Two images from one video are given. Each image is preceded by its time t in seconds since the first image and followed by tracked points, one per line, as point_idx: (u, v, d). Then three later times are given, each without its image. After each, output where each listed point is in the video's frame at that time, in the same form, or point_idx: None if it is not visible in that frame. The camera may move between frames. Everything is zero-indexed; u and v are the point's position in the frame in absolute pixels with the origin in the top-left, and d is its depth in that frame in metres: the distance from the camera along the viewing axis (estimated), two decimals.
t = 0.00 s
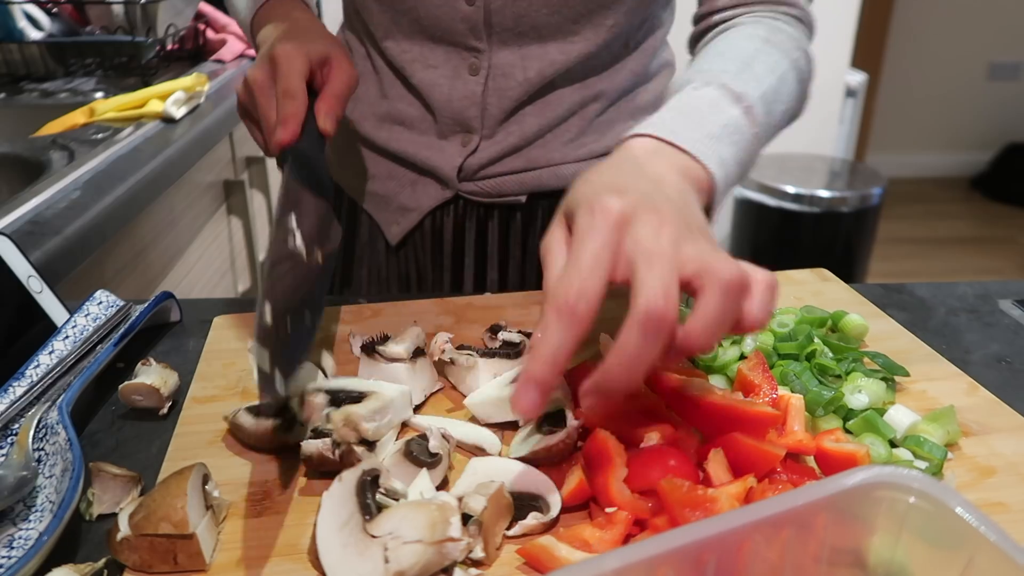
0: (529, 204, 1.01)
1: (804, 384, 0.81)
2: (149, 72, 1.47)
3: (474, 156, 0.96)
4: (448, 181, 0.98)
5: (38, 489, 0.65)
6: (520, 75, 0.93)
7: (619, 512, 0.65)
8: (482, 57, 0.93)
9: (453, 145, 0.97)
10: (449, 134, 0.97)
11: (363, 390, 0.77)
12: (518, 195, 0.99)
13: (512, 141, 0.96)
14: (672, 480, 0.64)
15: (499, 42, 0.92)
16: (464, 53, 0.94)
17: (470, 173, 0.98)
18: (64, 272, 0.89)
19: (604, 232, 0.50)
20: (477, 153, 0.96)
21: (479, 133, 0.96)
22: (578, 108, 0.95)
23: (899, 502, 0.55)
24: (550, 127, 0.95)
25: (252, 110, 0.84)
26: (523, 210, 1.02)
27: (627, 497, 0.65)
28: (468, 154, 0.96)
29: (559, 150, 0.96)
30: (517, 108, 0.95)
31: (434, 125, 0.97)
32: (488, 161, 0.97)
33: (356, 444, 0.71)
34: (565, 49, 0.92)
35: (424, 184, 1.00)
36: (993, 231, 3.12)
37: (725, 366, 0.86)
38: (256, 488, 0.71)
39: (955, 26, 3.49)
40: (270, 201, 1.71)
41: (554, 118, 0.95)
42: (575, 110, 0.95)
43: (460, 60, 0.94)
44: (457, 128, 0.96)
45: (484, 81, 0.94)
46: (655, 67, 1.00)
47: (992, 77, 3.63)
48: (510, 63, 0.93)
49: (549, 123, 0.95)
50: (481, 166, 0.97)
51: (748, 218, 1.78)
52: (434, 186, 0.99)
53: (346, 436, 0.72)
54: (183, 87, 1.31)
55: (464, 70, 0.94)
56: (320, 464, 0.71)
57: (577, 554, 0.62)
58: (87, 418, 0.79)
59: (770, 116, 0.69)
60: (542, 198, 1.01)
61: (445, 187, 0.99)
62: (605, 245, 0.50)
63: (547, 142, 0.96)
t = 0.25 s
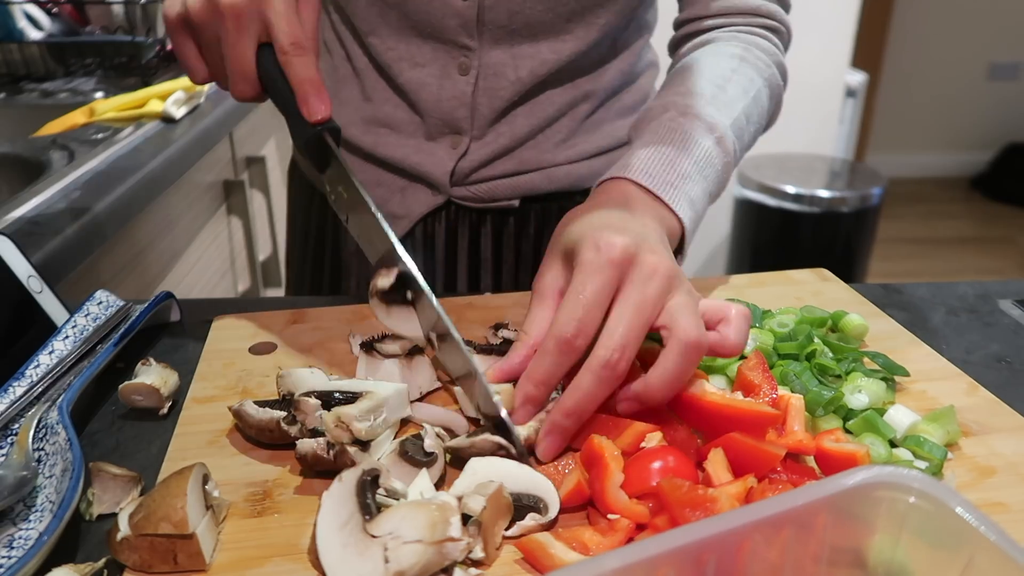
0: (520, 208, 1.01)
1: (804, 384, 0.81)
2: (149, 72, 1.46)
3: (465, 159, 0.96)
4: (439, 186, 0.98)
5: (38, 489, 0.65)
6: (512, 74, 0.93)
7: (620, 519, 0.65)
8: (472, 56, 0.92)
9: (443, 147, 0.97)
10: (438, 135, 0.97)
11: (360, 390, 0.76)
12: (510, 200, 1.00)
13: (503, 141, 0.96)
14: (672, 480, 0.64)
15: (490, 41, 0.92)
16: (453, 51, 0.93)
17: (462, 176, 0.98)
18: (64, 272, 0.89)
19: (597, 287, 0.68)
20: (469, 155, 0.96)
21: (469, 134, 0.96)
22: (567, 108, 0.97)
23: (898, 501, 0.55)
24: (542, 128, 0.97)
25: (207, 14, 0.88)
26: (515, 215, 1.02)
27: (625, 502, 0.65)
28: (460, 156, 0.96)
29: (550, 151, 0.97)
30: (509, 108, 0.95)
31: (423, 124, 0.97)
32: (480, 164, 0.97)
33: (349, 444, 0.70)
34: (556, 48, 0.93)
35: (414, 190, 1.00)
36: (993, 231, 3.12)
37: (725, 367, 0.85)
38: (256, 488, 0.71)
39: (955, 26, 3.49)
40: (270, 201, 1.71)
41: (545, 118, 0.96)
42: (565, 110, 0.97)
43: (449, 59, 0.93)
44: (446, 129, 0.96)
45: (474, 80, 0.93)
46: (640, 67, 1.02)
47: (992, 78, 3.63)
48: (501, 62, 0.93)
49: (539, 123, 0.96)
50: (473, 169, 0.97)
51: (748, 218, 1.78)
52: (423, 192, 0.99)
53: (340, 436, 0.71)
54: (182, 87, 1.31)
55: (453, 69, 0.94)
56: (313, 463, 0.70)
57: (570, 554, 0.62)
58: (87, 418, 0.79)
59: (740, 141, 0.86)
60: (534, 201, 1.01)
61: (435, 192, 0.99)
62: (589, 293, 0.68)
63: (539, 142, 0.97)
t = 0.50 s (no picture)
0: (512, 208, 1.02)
1: (804, 384, 0.81)
2: (149, 72, 1.45)
3: (457, 159, 0.96)
4: (432, 186, 0.98)
5: (38, 488, 0.65)
6: (500, 71, 0.92)
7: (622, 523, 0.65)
8: (460, 54, 0.92)
9: (433, 146, 0.97)
10: (429, 134, 0.97)
11: (357, 390, 0.76)
12: (501, 200, 1.00)
13: (494, 142, 0.96)
14: (673, 481, 0.65)
15: (477, 38, 0.91)
16: (441, 50, 0.93)
17: (453, 177, 0.98)
18: (64, 273, 0.89)
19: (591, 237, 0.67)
20: (459, 155, 0.96)
21: (459, 132, 0.96)
22: (559, 110, 0.96)
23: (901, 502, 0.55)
24: (533, 129, 0.96)
25: None
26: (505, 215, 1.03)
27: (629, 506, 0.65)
28: (450, 157, 0.96)
29: (542, 153, 0.97)
30: (498, 105, 0.95)
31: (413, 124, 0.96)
32: (472, 164, 0.97)
33: (345, 444, 0.71)
34: (544, 45, 0.92)
35: (405, 191, 1.00)
36: (993, 231, 3.12)
37: (725, 366, 0.86)
38: (256, 488, 0.71)
39: (955, 26, 3.49)
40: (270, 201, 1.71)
41: (536, 119, 0.95)
42: (557, 112, 0.96)
43: (437, 58, 0.93)
44: (436, 128, 0.96)
45: (462, 79, 0.93)
46: (635, 68, 1.02)
47: (992, 78, 3.63)
48: (488, 60, 0.92)
49: (531, 125, 0.95)
50: (464, 169, 0.97)
51: (748, 218, 1.78)
52: (414, 193, 1.00)
53: (335, 435, 0.72)
54: (182, 87, 1.31)
55: (440, 68, 0.93)
56: (310, 464, 0.71)
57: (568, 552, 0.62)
58: (87, 418, 0.79)
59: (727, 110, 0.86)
60: (524, 201, 1.01)
61: (428, 192, 0.99)
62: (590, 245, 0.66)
63: (530, 143, 0.97)
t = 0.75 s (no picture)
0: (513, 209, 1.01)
1: (804, 384, 0.81)
2: (149, 72, 1.47)
3: (456, 163, 0.96)
4: (431, 190, 0.98)
5: (38, 488, 0.65)
6: (500, 77, 0.94)
7: (623, 525, 0.65)
8: (461, 61, 0.94)
9: (434, 151, 0.97)
10: (429, 140, 0.97)
11: (357, 390, 0.77)
12: (501, 202, 0.99)
13: (494, 145, 0.96)
14: (672, 481, 0.65)
15: (477, 45, 0.93)
16: (442, 57, 0.94)
17: (454, 180, 0.97)
18: (64, 273, 0.89)
19: (625, 175, 0.69)
20: (459, 159, 0.96)
21: (461, 137, 0.96)
22: (557, 110, 0.97)
23: (906, 502, 0.55)
24: (532, 130, 0.96)
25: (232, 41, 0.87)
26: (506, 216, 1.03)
27: (628, 507, 0.65)
28: (450, 161, 0.96)
29: (540, 153, 0.97)
30: (498, 111, 0.96)
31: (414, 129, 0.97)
32: (471, 167, 0.97)
33: (345, 443, 0.70)
34: (544, 50, 0.94)
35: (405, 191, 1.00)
36: (992, 231, 3.12)
37: (724, 366, 0.86)
38: (256, 488, 0.71)
39: (955, 26, 3.49)
40: (270, 201, 1.71)
41: (535, 121, 0.96)
42: (555, 112, 0.97)
43: (438, 65, 0.94)
44: (436, 134, 0.96)
45: (463, 85, 0.94)
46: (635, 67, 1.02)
47: (992, 78, 3.63)
48: (488, 66, 0.93)
49: (530, 126, 0.96)
50: (464, 173, 0.97)
51: (748, 218, 1.78)
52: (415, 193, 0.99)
53: (334, 436, 0.70)
54: (182, 87, 1.31)
55: (442, 74, 0.94)
56: (309, 463, 0.70)
57: (567, 553, 0.62)
58: (87, 418, 0.79)
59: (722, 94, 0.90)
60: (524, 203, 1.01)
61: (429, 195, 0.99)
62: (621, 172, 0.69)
63: (530, 143, 0.97)
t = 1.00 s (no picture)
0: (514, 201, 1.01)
1: (805, 385, 0.81)
2: (149, 71, 1.47)
3: (460, 155, 0.96)
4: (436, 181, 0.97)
5: (38, 489, 0.65)
6: (506, 74, 0.93)
7: (623, 525, 0.65)
8: (468, 56, 0.93)
9: (437, 144, 0.97)
10: (433, 134, 0.97)
11: (356, 389, 0.76)
12: (504, 194, 0.99)
13: (497, 138, 0.96)
14: (672, 482, 0.65)
15: (485, 42, 0.93)
16: (448, 53, 0.94)
17: (458, 172, 0.97)
18: (64, 273, 0.89)
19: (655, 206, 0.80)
20: (464, 152, 0.96)
21: (465, 132, 0.96)
22: (558, 104, 0.97)
23: (904, 502, 0.55)
24: (533, 124, 0.97)
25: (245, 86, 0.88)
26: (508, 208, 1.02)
27: (627, 507, 0.65)
28: (454, 154, 0.96)
29: (540, 147, 0.97)
30: (501, 108, 0.96)
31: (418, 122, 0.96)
32: (475, 160, 0.96)
33: (345, 444, 0.70)
34: (548, 47, 0.94)
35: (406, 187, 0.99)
36: (993, 231, 3.12)
37: (726, 367, 0.86)
38: (256, 488, 0.71)
39: (955, 26, 3.49)
40: (270, 201, 1.71)
41: (537, 115, 0.96)
42: (556, 106, 0.97)
43: (444, 60, 0.94)
44: (441, 128, 0.96)
45: (469, 80, 0.94)
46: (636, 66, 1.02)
47: (992, 78, 3.63)
48: (494, 62, 0.93)
49: (532, 120, 0.96)
50: (468, 165, 0.96)
51: (749, 218, 1.78)
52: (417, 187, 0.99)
53: (334, 435, 0.71)
54: (182, 87, 1.31)
55: (448, 70, 0.94)
56: (310, 462, 0.70)
57: (567, 554, 0.62)
58: (87, 418, 0.79)
59: (720, 119, 0.93)
60: (527, 195, 1.01)
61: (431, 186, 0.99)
62: (653, 213, 0.79)
63: (530, 137, 0.97)
